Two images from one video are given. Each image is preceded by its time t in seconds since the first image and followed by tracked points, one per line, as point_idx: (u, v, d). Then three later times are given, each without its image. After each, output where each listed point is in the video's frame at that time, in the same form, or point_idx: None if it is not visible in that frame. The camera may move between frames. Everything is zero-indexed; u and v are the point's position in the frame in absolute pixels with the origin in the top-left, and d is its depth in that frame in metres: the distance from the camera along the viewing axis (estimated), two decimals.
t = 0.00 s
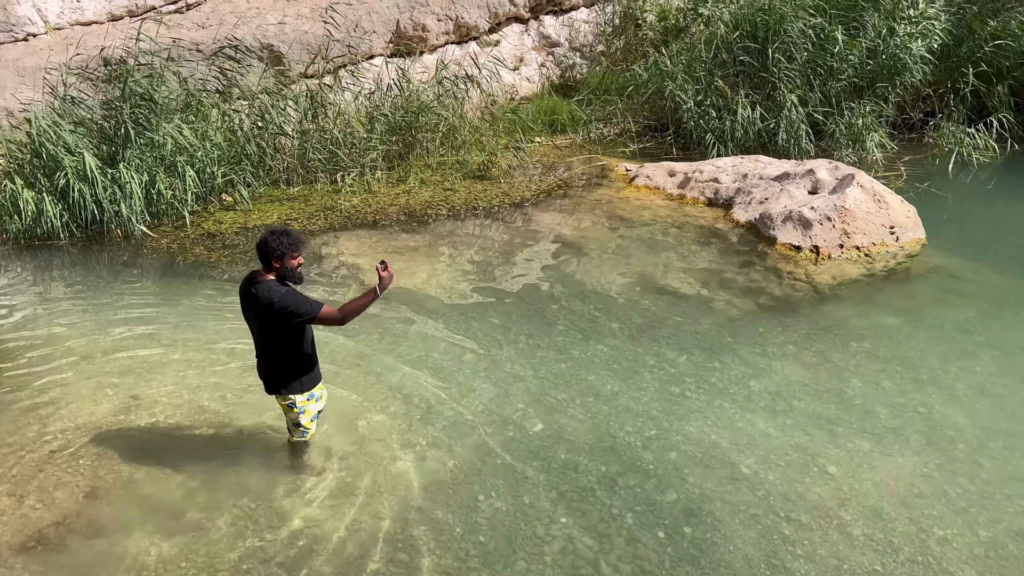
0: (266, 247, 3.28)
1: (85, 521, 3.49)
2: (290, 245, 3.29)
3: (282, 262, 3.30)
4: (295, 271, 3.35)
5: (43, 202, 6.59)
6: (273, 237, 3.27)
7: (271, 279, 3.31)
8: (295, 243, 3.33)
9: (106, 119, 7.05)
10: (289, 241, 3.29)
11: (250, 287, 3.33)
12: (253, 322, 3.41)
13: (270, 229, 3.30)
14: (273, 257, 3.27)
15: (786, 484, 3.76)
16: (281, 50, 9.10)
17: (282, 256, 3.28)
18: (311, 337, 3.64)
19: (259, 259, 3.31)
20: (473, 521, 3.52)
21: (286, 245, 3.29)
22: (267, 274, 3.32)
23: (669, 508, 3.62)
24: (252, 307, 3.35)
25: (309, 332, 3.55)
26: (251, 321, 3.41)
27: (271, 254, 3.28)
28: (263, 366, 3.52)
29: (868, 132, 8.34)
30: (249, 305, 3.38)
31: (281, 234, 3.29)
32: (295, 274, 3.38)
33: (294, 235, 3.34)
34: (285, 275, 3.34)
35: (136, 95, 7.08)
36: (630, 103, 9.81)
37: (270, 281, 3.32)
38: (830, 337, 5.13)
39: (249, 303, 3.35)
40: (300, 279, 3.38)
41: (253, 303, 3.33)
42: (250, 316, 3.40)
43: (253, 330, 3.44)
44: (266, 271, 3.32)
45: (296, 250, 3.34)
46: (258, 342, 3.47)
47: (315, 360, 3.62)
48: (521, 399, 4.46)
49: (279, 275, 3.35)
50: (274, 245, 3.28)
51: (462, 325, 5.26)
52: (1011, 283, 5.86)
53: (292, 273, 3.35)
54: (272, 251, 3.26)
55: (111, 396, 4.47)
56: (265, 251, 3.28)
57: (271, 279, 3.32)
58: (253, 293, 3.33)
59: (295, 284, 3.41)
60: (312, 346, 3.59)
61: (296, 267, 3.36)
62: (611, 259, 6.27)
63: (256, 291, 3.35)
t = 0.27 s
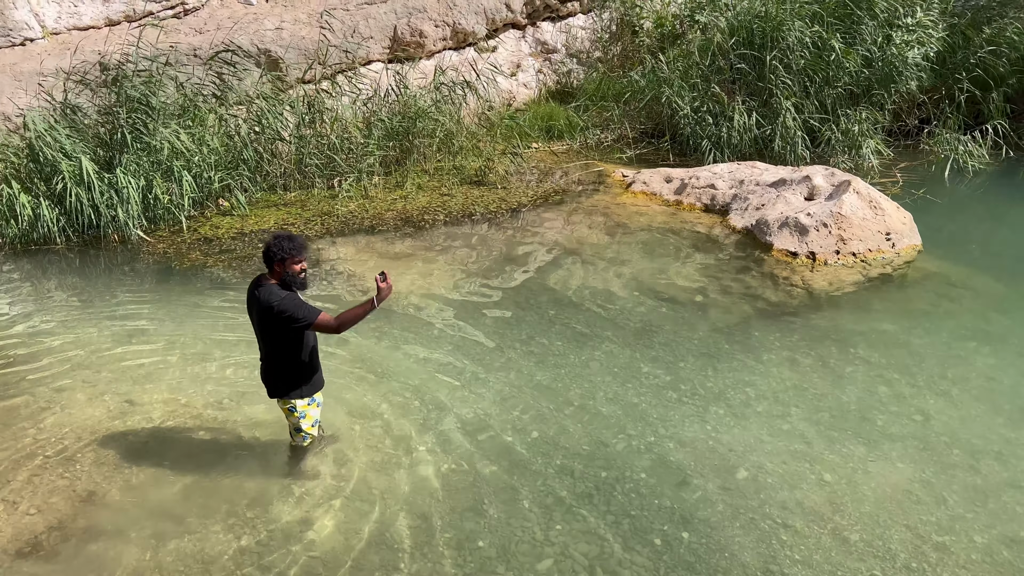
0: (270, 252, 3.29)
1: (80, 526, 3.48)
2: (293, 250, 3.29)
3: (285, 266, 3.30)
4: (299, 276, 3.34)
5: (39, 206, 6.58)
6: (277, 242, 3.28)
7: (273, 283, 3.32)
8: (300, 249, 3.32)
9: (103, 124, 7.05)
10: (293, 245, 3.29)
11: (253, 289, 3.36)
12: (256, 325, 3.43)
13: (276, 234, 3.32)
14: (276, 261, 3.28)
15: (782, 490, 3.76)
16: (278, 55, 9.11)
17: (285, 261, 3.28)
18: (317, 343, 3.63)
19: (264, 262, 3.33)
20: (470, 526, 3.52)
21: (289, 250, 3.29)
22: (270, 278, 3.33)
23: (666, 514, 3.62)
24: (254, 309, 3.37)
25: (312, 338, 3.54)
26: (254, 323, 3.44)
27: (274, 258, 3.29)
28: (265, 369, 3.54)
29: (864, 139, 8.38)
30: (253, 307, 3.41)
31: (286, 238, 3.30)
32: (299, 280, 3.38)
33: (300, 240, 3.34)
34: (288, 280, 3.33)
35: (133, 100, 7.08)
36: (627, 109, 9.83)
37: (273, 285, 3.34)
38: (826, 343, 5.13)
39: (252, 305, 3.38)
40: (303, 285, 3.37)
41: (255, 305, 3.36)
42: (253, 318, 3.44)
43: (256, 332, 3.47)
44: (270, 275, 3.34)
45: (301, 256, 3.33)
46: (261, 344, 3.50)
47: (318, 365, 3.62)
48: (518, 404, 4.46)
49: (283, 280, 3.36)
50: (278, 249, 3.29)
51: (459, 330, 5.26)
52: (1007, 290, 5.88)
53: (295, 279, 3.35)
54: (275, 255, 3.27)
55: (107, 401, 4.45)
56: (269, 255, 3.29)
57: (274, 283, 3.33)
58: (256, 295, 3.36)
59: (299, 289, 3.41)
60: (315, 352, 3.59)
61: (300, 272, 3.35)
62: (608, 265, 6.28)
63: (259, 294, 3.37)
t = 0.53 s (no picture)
0: (274, 253, 3.33)
1: (79, 530, 3.47)
2: (295, 253, 3.30)
3: (288, 269, 3.31)
4: (303, 279, 3.36)
5: (40, 210, 6.59)
6: (281, 244, 3.31)
7: (277, 285, 3.36)
8: (303, 252, 3.32)
9: (104, 128, 7.06)
10: (296, 248, 3.30)
11: (260, 289, 3.41)
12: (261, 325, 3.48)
13: (283, 236, 3.35)
14: (280, 263, 3.30)
15: (782, 495, 3.76)
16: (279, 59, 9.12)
17: (288, 263, 3.30)
18: (324, 347, 3.62)
19: (270, 264, 3.37)
20: (469, 531, 3.51)
21: (292, 253, 3.30)
22: (275, 280, 3.37)
23: (665, 519, 3.62)
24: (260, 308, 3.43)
25: (316, 342, 3.54)
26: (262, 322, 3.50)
27: (277, 259, 3.33)
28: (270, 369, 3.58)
29: (863, 144, 8.40)
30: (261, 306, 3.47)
31: (291, 241, 3.32)
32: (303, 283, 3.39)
33: (305, 243, 3.35)
34: (292, 282, 3.36)
35: (134, 104, 7.09)
36: (626, 114, 9.84)
37: (277, 286, 3.37)
38: (825, 348, 5.14)
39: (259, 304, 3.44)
40: (305, 288, 3.37)
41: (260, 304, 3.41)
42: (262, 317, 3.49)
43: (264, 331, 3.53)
44: (275, 276, 3.37)
45: (305, 259, 3.33)
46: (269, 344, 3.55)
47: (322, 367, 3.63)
48: (517, 409, 4.45)
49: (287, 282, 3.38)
50: (281, 251, 3.32)
51: (459, 335, 5.25)
52: (1005, 295, 5.88)
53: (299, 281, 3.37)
54: (279, 258, 3.29)
55: (106, 405, 4.44)
56: (274, 257, 3.33)
57: (278, 284, 3.36)
58: (262, 295, 3.41)
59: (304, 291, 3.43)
60: (318, 355, 3.61)
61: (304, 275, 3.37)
62: (607, 270, 6.28)
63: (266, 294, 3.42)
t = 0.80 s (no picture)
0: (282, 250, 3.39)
1: (79, 533, 3.47)
2: (300, 252, 3.33)
3: (293, 266, 3.35)
4: (307, 276, 3.39)
5: (42, 213, 6.60)
6: (288, 241, 3.36)
7: (283, 281, 3.41)
8: (308, 251, 3.35)
9: (106, 131, 7.07)
10: (301, 246, 3.33)
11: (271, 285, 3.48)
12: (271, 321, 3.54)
13: (294, 234, 3.41)
14: (285, 260, 3.34)
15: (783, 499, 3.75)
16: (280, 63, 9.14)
17: (293, 260, 3.33)
18: (331, 349, 3.61)
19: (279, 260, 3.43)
20: (469, 535, 3.51)
21: (296, 251, 3.33)
22: (282, 276, 3.42)
23: (666, 523, 3.61)
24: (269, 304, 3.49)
25: (321, 342, 3.53)
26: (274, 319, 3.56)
27: (284, 256, 3.38)
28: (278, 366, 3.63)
29: (865, 149, 8.40)
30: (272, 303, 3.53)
31: (297, 239, 3.36)
32: (309, 281, 3.41)
33: (311, 242, 3.38)
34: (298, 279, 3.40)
35: (136, 108, 7.11)
36: (628, 118, 9.84)
37: (283, 283, 3.42)
38: (826, 352, 5.13)
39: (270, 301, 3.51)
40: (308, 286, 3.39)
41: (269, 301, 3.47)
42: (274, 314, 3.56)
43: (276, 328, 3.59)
44: (283, 273, 3.42)
45: (310, 257, 3.36)
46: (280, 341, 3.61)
47: (330, 368, 3.62)
48: (518, 413, 4.45)
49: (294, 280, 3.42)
50: (288, 248, 3.37)
51: (460, 338, 5.25)
52: (1007, 300, 5.87)
53: (304, 278, 3.40)
54: (284, 255, 3.33)
55: (107, 408, 4.44)
56: (280, 253, 3.38)
57: (284, 280, 3.41)
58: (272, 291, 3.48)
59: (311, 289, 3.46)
60: (325, 356, 3.60)
61: (310, 273, 3.40)
62: (609, 273, 6.28)
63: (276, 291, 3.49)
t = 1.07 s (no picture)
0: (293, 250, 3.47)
1: (81, 536, 3.46)
2: (309, 252, 3.39)
3: (300, 266, 3.42)
4: (315, 277, 3.46)
5: (44, 216, 6.61)
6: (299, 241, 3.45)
7: (292, 281, 3.48)
8: (317, 251, 3.42)
9: (108, 134, 7.09)
10: (310, 247, 3.40)
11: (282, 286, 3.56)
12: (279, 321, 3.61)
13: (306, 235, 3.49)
14: (293, 259, 3.42)
15: (785, 503, 3.74)
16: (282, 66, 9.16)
17: (301, 260, 3.41)
18: (336, 352, 3.62)
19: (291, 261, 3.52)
20: (471, 538, 3.50)
21: (304, 251, 3.40)
22: (291, 276, 3.49)
23: (668, 527, 3.60)
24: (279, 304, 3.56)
25: (324, 344, 3.54)
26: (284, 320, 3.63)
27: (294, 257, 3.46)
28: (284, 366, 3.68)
29: (866, 152, 8.40)
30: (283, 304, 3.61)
31: (308, 239, 3.44)
32: (317, 281, 3.47)
33: (322, 244, 3.45)
34: (306, 280, 3.47)
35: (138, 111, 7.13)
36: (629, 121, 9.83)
37: (292, 282, 3.49)
38: (828, 355, 5.13)
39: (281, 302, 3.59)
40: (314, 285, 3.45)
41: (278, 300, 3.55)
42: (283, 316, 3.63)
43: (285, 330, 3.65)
44: (293, 273, 3.50)
45: (319, 258, 3.43)
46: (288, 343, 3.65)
47: (333, 372, 3.63)
48: (519, 416, 4.44)
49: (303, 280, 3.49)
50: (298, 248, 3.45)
51: (461, 341, 5.25)
52: (1009, 302, 5.87)
53: (311, 279, 3.47)
54: (293, 254, 3.41)
55: (109, 411, 4.44)
56: (290, 253, 3.46)
57: (292, 280, 3.49)
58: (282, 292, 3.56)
59: (318, 291, 3.52)
60: (330, 359, 3.60)
61: (318, 274, 3.47)
62: (610, 276, 6.28)
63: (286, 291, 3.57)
